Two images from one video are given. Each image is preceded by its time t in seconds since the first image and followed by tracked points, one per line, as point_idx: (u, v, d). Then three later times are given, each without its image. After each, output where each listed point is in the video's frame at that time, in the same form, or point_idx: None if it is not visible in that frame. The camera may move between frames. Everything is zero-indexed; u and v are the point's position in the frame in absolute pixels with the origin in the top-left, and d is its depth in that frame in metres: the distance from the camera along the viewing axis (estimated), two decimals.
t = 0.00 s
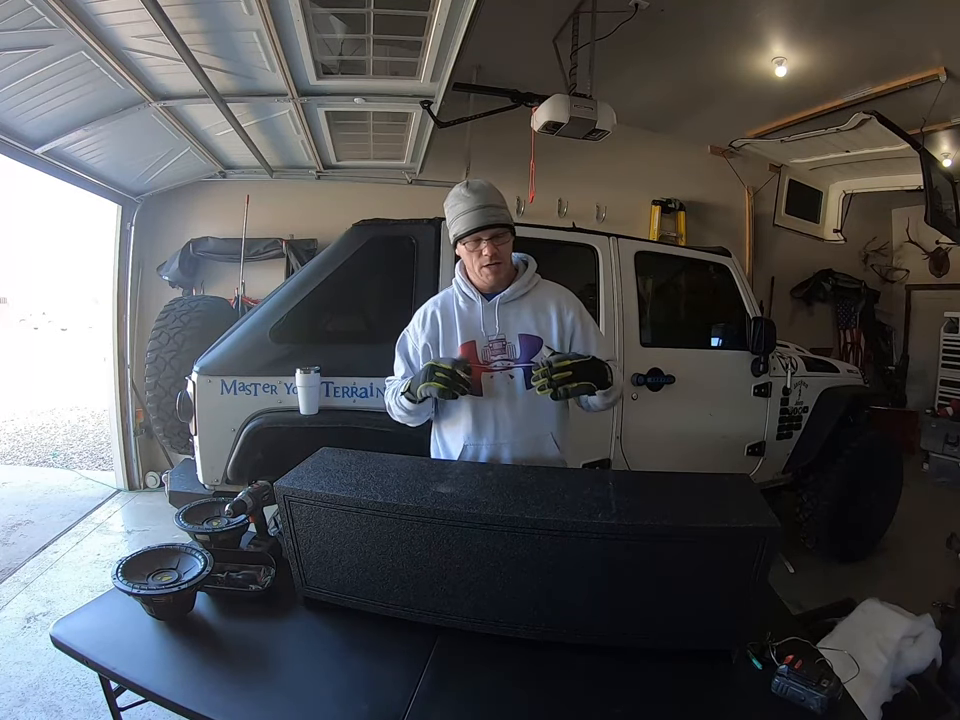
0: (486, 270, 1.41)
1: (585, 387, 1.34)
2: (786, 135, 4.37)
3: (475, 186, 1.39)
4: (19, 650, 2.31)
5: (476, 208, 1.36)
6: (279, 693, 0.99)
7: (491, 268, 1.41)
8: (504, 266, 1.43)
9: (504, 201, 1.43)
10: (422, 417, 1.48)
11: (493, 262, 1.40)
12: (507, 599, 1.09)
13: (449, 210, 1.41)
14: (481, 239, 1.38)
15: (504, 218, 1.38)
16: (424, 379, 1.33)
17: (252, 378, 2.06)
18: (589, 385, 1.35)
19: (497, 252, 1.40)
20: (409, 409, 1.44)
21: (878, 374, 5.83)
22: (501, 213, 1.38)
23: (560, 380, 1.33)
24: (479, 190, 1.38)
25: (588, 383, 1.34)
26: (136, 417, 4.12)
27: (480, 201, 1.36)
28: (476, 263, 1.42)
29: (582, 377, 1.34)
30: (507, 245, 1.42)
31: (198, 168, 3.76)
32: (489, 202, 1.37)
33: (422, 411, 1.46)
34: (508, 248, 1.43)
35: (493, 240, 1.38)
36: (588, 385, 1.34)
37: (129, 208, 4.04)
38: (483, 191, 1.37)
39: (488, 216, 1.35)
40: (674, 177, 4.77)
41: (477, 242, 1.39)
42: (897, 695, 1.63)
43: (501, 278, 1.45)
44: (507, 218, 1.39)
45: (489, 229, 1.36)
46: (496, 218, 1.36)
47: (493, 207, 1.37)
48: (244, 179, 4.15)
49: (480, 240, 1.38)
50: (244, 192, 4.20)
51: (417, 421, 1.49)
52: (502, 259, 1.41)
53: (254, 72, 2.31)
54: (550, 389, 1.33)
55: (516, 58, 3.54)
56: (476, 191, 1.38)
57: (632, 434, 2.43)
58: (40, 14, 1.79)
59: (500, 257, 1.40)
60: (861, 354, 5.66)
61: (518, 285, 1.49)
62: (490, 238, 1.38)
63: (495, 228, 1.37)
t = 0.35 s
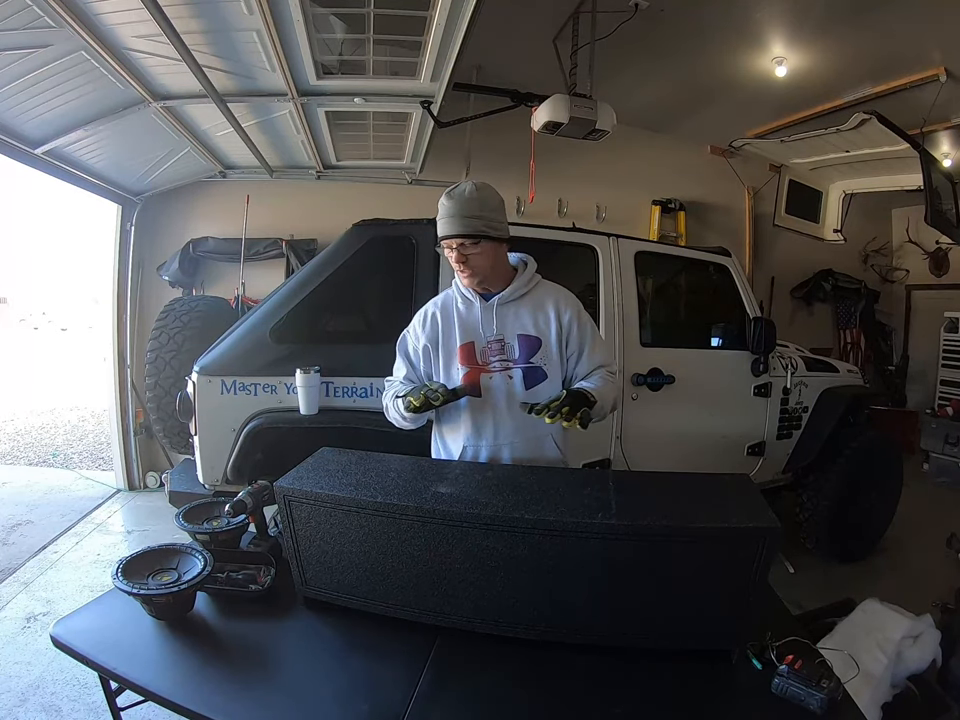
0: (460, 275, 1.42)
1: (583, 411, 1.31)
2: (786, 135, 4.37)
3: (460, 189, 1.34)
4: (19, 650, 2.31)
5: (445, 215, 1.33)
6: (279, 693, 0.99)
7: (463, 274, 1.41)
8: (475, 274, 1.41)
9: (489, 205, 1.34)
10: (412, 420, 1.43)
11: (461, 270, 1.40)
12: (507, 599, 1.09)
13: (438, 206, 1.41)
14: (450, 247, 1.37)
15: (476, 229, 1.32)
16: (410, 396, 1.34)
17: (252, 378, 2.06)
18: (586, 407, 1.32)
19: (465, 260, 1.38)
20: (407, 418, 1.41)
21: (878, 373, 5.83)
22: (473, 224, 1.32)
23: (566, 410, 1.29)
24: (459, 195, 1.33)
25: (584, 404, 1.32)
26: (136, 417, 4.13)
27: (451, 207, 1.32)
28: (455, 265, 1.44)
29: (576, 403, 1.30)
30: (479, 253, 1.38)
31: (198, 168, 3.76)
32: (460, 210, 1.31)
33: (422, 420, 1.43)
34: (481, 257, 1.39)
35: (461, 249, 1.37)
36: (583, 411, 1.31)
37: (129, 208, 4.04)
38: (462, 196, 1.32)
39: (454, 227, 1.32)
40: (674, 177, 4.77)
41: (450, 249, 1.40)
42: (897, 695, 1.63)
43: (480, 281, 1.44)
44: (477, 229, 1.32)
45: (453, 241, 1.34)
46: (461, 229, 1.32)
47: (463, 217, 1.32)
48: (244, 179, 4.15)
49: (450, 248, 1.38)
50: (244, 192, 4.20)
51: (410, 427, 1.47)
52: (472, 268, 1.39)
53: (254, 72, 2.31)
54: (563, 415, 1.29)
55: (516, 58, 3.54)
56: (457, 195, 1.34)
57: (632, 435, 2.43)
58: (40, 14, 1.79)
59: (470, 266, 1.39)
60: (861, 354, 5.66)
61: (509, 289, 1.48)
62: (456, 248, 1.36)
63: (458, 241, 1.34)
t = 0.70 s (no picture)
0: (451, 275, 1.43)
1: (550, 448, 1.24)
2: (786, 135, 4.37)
3: (453, 188, 1.35)
4: (19, 650, 2.31)
5: (432, 214, 1.35)
6: (278, 693, 0.98)
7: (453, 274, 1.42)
8: (464, 276, 1.41)
9: (476, 206, 1.32)
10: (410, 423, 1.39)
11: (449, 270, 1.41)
12: (507, 599, 1.09)
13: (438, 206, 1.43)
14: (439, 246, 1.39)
15: (456, 229, 1.32)
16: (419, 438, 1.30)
17: (252, 378, 2.06)
18: (551, 449, 1.23)
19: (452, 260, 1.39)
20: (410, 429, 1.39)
21: (878, 373, 5.83)
22: (453, 225, 1.32)
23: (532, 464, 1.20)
24: (448, 195, 1.33)
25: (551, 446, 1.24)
26: (135, 417, 4.12)
27: (437, 208, 1.34)
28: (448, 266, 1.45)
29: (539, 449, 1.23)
30: (466, 254, 1.37)
31: (198, 168, 3.76)
32: (443, 210, 1.32)
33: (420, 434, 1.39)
34: (466, 258, 1.38)
35: (448, 249, 1.37)
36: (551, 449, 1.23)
37: (129, 208, 4.04)
38: (451, 196, 1.33)
39: (436, 226, 1.34)
40: (674, 177, 4.77)
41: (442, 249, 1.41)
42: (897, 696, 1.63)
43: (471, 283, 1.43)
44: (457, 230, 1.32)
45: (440, 240, 1.36)
46: (442, 229, 1.33)
47: (445, 216, 1.32)
48: (244, 179, 4.15)
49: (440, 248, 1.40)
50: (244, 192, 4.20)
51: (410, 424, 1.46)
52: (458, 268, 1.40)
53: (254, 71, 2.31)
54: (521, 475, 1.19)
55: (516, 59, 3.54)
56: (447, 195, 1.35)
57: (632, 435, 2.43)
58: (40, 14, 1.79)
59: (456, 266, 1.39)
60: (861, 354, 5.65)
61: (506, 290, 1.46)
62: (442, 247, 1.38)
63: (443, 240, 1.35)
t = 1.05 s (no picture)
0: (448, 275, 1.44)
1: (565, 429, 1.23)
2: (786, 135, 4.37)
3: (448, 189, 1.35)
4: (19, 650, 2.31)
5: (428, 216, 1.36)
6: (278, 694, 0.98)
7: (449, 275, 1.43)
8: (461, 276, 1.42)
9: (470, 207, 1.32)
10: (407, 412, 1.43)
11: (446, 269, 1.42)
12: (507, 599, 1.09)
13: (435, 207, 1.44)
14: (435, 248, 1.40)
15: (451, 230, 1.32)
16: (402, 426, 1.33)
17: (252, 378, 2.06)
18: (565, 430, 1.23)
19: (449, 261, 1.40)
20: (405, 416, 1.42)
21: (878, 373, 5.83)
22: (448, 226, 1.32)
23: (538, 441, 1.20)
24: (443, 197, 1.33)
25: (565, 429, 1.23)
26: (135, 417, 4.12)
27: (432, 209, 1.34)
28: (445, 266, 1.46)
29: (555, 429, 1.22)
30: (461, 255, 1.38)
31: (198, 167, 3.76)
32: (439, 211, 1.33)
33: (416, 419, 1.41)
34: (462, 258, 1.38)
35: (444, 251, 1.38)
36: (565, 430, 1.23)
37: (129, 208, 4.04)
38: (446, 197, 1.33)
39: (432, 227, 1.34)
40: (674, 177, 4.77)
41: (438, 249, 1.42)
42: (897, 696, 1.63)
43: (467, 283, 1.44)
44: (452, 231, 1.32)
45: (437, 242, 1.36)
46: (437, 230, 1.34)
47: (440, 218, 1.33)
48: (244, 179, 4.15)
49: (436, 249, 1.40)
50: (244, 192, 4.20)
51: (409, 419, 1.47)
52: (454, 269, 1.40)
53: (254, 71, 2.31)
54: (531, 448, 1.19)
55: (516, 59, 3.55)
56: (442, 196, 1.36)
57: (632, 435, 2.43)
58: (40, 14, 1.79)
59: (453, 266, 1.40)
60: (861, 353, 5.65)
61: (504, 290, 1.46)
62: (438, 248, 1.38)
63: (440, 242, 1.35)
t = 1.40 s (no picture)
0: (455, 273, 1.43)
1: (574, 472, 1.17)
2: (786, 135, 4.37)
3: (455, 187, 1.34)
4: (19, 650, 2.31)
5: (435, 213, 1.35)
6: (278, 694, 0.98)
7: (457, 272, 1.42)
8: (469, 274, 1.41)
9: (478, 204, 1.32)
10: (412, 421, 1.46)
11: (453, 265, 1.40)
12: (507, 598, 1.09)
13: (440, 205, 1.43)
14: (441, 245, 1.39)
15: (461, 226, 1.31)
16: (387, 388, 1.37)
17: (252, 379, 2.06)
18: (576, 465, 1.19)
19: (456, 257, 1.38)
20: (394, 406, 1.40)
21: (878, 373, 5.83)
22: (458, 222, 1.31)
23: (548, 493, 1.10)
24: (452, 193, 1.32)
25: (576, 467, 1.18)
26: (136, 417, 4.12)
27: (440, 205, 1.33)
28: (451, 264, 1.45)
29: (566, 466, 1.17)
30: (469, 252, 1.37)
31: (198, 168, 3.76)
32: (448, 207, 1.32)
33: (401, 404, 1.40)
34: (470, 255, 1.37)
35: (452, 247, 1.37)
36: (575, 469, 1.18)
37: (129, 208, 4.03)
38: (454, 194, 1.33)
39: (440, 223, 1.33)
40: (674, 177, 4.77)
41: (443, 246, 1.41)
42: (897, 696, 1.64)
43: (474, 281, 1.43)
44: (460, 227, 1.31)
45: (445, 238, 1.35)
46: (446, 225, 1.32)
47: (449, 214, 1.32)
48: (244, 179, 4.14)
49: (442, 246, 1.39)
50: (244, 192, 4.19)
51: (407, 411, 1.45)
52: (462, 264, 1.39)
53: (254, 71, 2.31)
54: (538, 498, 1.10)
55: (516, 59, 3.55)
56: (450, 192, 1.35)
57: (632, 435, 2.43)
58: (40, 14, 1.79)
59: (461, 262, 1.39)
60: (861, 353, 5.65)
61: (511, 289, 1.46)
62: (445, 244, 1.37)
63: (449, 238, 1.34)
